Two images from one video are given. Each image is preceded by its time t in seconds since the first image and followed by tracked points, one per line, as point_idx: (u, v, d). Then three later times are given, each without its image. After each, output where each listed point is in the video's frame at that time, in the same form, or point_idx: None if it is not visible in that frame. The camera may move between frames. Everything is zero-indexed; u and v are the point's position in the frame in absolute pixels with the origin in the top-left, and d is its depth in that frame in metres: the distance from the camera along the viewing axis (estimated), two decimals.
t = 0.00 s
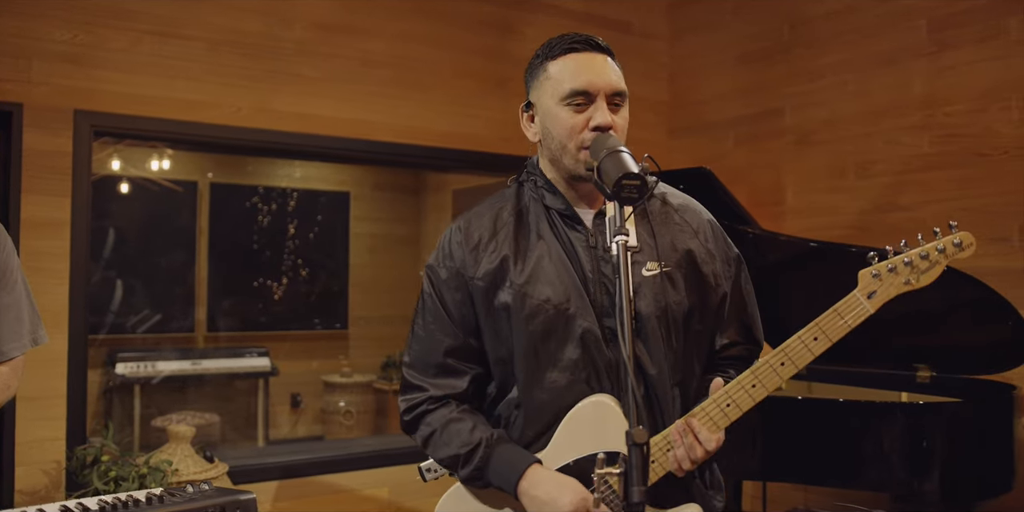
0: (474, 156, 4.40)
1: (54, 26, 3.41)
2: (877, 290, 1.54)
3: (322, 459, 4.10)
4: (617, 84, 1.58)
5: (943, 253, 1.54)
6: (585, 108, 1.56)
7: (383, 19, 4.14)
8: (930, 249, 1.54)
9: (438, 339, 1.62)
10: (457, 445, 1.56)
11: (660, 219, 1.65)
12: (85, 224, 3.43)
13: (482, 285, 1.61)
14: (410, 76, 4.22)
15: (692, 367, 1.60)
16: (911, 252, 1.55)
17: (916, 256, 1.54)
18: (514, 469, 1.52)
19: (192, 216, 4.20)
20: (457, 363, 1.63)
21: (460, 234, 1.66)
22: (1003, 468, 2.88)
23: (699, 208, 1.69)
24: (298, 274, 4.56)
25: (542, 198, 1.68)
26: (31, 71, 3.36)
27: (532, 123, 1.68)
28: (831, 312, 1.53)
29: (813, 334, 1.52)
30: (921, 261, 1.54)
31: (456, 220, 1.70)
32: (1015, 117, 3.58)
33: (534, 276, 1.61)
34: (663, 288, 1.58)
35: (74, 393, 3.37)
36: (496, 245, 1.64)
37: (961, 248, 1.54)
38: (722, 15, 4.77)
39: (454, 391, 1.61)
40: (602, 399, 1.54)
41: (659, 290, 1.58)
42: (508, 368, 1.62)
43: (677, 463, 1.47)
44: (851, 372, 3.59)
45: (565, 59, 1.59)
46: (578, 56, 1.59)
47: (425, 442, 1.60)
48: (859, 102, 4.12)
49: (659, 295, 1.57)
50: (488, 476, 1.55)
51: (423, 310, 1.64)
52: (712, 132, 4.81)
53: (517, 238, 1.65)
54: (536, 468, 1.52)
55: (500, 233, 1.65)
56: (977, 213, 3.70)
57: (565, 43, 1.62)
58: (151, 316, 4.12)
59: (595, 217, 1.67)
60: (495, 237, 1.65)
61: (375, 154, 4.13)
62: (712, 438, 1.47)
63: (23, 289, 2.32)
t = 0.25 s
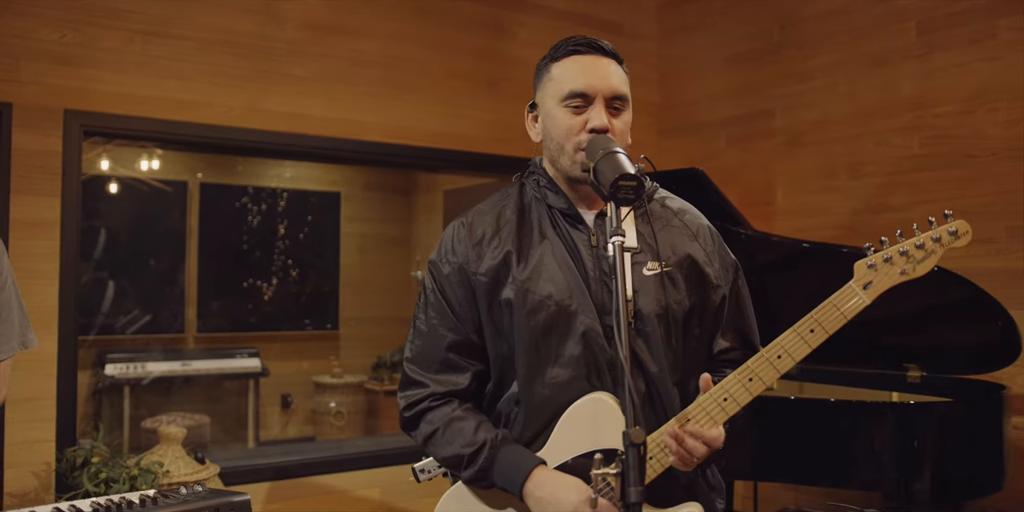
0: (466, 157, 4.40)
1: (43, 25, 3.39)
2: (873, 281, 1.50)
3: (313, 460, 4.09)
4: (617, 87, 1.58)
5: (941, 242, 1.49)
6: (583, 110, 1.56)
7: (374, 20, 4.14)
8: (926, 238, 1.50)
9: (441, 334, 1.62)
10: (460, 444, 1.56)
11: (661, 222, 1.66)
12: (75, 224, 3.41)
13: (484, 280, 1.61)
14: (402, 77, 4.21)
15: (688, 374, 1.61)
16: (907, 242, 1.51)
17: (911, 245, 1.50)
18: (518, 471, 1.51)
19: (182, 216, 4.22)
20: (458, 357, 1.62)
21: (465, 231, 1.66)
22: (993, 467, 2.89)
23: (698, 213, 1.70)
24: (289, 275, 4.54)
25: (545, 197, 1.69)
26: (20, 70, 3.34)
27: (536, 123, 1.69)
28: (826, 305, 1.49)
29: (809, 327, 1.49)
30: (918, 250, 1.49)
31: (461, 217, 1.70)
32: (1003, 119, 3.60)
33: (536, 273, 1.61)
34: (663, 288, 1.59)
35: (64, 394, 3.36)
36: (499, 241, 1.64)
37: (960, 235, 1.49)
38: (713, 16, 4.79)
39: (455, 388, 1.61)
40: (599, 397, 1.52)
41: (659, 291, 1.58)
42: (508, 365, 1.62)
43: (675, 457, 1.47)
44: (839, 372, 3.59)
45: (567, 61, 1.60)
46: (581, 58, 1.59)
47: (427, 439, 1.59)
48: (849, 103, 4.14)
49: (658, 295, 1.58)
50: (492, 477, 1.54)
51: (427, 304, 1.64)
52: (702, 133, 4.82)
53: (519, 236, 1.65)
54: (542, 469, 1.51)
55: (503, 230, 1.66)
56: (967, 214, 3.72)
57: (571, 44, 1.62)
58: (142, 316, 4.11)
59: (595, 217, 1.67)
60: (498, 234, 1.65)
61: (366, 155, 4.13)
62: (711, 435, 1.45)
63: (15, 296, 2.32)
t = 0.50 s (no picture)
0: (455, 157, 4.40)
1: (31, 24, 3.38)
2: (864, 283, 1.45)
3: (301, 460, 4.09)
4: (613, 91, 1.58)
5: (931, 244, 1.46)
6: (577, 113, 1.57)
7: (364, 20, 4.14)
8: (918, 240, 1.47)
9: (437, 330, 1.60)
10: (447, 450, 1.54)
11: (661, 227, 1.65)
12: (63, 224, 3.40)
13: (484, 277, 1.59)
14: (391, 77, 4.22)
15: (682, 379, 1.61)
16: (899, 244, 1.48)
17: (903, 247, 1.47)
18: (500, 486, 1.50)
19: (169, 216, 4.26)
20: (453, 354, 1.61)
21: (466, 225, 1.65)
22: (977, 467, 2.93)
23: (697, 219, 1.68)
24: (276, 275, 4.53)
25: (547, 197, 1.67)
26: (7, 70, 3.32)
27: (536, 124, 1.70)
28: (814, 307, 1.46)
29: (797, 328, 1.46)
30: (909, 252, 1.46)
31: (463, 211, 1.69)
32: (989, 121, 3.63)
33: (536, 272, 1.60)
34: (661, 291, 1.58)
35: (51, 394, 3.34)
36: (499, 238, 1.63)
37: (952, 238, 1.46)
38: (701, 18, 4.81)
39: (443, 385, 1.58)
40: (587, 398, 1.53)
41: (658, 293, 1.57)
42: (502, 364, 1.61)
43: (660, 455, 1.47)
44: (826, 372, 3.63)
45: (565, 63, 1.60)
46: (579, 61, 1.60)
47: (416, 439, 1.57)
48: (837, 105, 4.17)
49: (656, 297, 1.57)
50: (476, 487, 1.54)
51: (424, 297, 1.62)
52: (690, 134, 4.85)
53: (520, 234, 1.64)
54: (524, 482, 1.51)
55: (504, 227, 1.65)
56: (952, 215, 3.75)
57: (571, 47, 1.62)
58: (129, 316, 4.15)
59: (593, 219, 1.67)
60: (499, 231, 1.64)
61: (355, 155, 4.12)
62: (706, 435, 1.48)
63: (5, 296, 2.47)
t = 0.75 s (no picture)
0: (438, 159, 4.40)
1: (11, 23, 3.36)
2: (826, 285, 1.45)
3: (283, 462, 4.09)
4: (598, 93, 1.58)
5: (895, 246, 1.44)
6: (561, 115, 1.57)
7: (347, 21, 4.14)
8: (881, 242, 1.45)
9: (423, 322, 1.59)
10: (417, 454, 1.55)
11: (648, 232, 1.66)
12: (42, 224, 3.37)
13: (472, 272, 1.60)
14: (375, 78, 4.22)
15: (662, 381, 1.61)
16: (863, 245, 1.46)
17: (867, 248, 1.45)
18: (460, 499, 1.53)
19: (152, 217, 4.23)
20: (439, 348, 1.60)
21: (458, 218, 1.65)
22: (955, 466, 2.96)
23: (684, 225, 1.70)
24: (259, 276, 4.60)
25: (539, 196, 1.68)
26: None
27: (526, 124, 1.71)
28: (778, 309, 1.46)
29: (760, 330, 1.48)
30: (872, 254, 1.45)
31: (457, 204, 1.69)
32: (966, 124, 3.67)
33: (524, 270, 1.60)
34: (646, 293, 1.59)
35: (30, 396, 3.32)
36: (490, 234, 1.63)
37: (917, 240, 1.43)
38: (684, 20, 4.84)
39: (422, 379, 1.58)
40: (556, 397, 1.54)
41: (642, 295, 1.58)
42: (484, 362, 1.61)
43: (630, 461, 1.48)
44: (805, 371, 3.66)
45: (553, 65, 1.61)
46: (566, 63, 1.60)
47: (391, 434, 1.58)
48: (818, 107, 4.21)
49: (641, 299, 1.58)
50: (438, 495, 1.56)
51: (413, 288, 1.62)
52: (673, 136, 4.87)
53: (508, 231, 1.64)
54: (485, 504, 1.53)
55: (495, 223, 1.65)
56: (931, 216, 3.79)
57: (561, 49, 1.63)
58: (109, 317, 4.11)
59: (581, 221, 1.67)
60: (490, 226, 1.65)
61: (338, 156, 4.12)
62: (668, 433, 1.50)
63: None
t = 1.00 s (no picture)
0: (407, 159, 4.39)
1: None
2: (781, 297, 1.51)
3: (251, 464, 4.06)
4: (557, 95, 1.58)
5: (848, 261, 1.51)
6: (521, 117, 1.58)
7: (316, 20, 4.12)
8: (834, 257, 1.52)
9: (385, 322, 1.60)
10: (370, 454, 1.55)
11: (613, 236, 1.67)
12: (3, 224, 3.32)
13: (434, 272, 1.60)
14: (343, 78, 4.20)
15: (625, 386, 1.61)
16: (818, 260, 1.53)
17: (820, 263, 1.52)
18: (409, 504, 1.54)
19: (118, 216, 4.20)
20: (400, 348, 1.61)
21: (423, 219, 1.66)
22: (914, 464, 3.00)
23: (652, 232, 1.70)
24: (228, 276, 4.61)
25: (503, 199, 1.69)
26: None
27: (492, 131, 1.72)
28: (733, 319, 1.51)
29: (712, 341, 1.51)
30: (825, 268, 1.51)
31: (424, 205, 1.70)
32: (928, 127, 3.72)
33: (486, 272, 1.61)
34: (607, 296, 1.60)
35: None
36: (453, 235, 1.64)
37: (869, 256, 1.50)
38: (652, 23, 4.87)
39: (382, 378, 1.58)
40: (512, 400, 1.54)
41: (602, 299, 1.59)
42: (445, 364, 1.62)
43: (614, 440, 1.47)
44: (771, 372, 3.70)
45: (513, 69, 1.62)
46: (526, 66, 1.61)
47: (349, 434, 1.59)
48: (784, 110, 4.25)
49: (601, 301, 1.59)
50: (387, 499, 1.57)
51: (376, 287, 1.63)
52: (642, 137, 4.91)
53: (471, 233, 1.65)
54: None
55: (459, 225, 1.66)
56: (894, 218, 3.84)
57: (522, 54, 1.64)
58: (75, 318, 4.03)
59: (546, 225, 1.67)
60: (453, 228, 1.65)
61: (306, 157, 4.10)
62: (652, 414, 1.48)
63: None
